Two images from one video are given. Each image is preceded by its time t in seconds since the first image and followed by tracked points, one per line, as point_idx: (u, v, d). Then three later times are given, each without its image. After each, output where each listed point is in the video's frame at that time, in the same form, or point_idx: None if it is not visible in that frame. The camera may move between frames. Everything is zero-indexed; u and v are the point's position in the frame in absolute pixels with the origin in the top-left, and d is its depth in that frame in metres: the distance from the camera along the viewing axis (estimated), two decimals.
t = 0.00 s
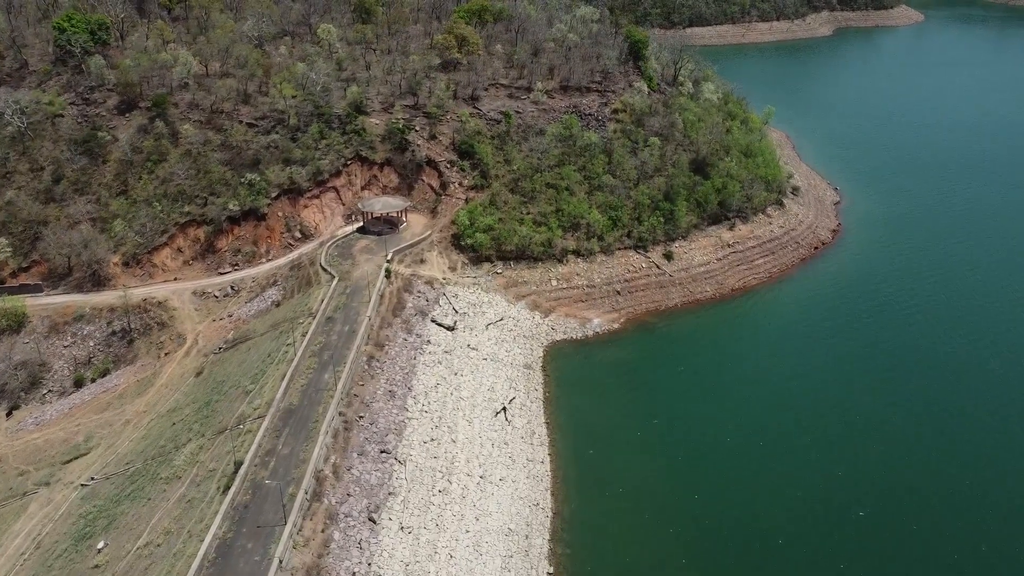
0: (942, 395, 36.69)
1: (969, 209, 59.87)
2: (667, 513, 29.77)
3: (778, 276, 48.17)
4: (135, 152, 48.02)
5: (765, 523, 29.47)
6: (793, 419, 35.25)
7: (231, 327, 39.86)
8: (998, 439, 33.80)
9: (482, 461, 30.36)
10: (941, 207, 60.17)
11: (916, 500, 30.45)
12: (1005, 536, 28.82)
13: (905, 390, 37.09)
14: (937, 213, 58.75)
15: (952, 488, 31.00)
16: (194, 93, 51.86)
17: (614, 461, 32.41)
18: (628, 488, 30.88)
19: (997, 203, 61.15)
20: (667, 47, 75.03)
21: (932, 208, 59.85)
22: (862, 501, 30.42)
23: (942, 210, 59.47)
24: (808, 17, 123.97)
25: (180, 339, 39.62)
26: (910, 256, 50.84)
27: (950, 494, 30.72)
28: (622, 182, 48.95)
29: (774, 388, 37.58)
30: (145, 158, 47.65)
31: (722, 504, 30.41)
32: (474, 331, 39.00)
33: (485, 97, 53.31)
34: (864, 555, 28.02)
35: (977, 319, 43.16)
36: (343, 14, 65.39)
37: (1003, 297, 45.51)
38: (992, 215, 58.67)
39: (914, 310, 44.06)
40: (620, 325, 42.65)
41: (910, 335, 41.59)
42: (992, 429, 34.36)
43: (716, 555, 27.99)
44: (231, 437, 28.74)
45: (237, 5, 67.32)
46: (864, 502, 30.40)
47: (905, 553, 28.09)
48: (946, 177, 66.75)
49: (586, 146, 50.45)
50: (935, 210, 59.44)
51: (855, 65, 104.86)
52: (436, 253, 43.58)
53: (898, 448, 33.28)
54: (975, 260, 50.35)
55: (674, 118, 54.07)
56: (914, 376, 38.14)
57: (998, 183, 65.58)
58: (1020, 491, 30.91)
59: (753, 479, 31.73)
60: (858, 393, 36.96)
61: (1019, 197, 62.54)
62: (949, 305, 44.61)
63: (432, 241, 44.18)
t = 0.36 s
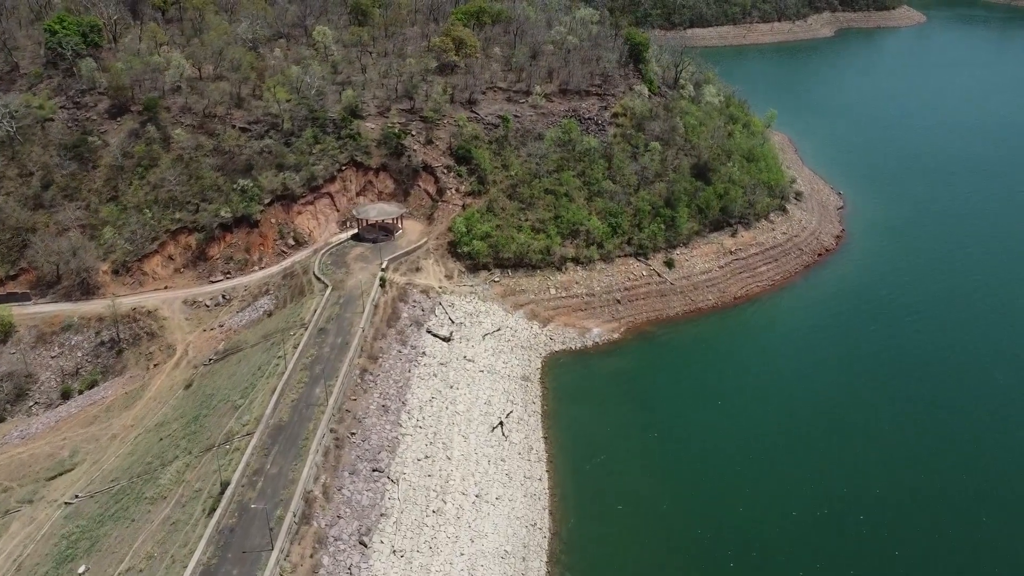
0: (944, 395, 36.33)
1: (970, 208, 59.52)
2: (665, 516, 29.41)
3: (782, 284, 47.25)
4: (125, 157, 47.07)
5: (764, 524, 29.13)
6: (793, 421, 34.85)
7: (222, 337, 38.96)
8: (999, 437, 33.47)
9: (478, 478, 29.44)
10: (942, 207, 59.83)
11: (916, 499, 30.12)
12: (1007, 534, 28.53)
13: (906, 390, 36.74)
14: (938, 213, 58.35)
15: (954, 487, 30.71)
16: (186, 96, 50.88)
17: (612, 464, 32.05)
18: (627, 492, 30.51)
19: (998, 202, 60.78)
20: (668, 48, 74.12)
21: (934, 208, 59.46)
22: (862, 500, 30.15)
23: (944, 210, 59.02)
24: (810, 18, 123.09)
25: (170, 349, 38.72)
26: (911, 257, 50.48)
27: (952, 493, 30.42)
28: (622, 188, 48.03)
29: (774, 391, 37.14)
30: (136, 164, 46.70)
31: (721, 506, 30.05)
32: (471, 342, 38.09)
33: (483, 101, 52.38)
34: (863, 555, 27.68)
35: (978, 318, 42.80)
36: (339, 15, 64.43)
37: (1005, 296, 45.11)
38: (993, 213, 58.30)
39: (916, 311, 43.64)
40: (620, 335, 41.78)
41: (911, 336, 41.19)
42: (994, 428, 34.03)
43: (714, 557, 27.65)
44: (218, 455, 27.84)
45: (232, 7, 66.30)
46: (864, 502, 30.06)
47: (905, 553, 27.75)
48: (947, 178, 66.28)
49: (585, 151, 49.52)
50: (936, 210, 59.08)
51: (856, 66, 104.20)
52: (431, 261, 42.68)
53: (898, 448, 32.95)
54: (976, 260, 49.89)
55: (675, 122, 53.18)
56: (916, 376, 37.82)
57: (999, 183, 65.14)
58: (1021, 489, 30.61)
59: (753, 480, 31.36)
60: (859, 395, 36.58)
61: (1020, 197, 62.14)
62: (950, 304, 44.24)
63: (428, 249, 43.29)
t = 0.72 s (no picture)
0: (944, 396, 36.75)
1: (971, 209, 59.34)
2: (669, 516, 29.85)
3: (784, 292, 46.40)
4: (115, 162, 46.13)
5: (766, 524, 29.64)
6: (795, 423, 35.25)
7: (212, 348, 38.05)
8: (999, 437, 33.99)
9: (473, 497, 28.54)
10: (943, 208, 59.58)
11: (916, 500, 30.65)
12: (1008, 535, 29.06)
13: (906, 393, 37.07)
14: (938, 213, 58.46)
15: (954, 488, 31.21)
16: (178, 100, 49.94)
17: (616, 464, 32.38)
18: (631, 493, 30.91)
19: (998, 202, 60.97)
20: (669, 50, 73.25)
21: (935, 209, 59.25)
22: (862, 501, 30.64)
23: (944, 210, 59.08)
24: (812, 19, 122.16)
25: (158, 361, 37.80)
26: (911, 258, 50.64)
27: (952, 493, 30.94)
28: (622, 193, 47.14)
29: (776, 394, 37.39)
30: (126, 169, 45.73)
31: (724, 507, 30.51)
32: (467, 354, 37.18)
33: (480, 105, 51.49)
34: (864, 555, 28.24)
35: (978, 319, 43.19)
36: (335, 17, 63.54)
37: (1005, 296, 45.43)
38: (994, 214, 58.25)
39: (916, 312, 43.95)
40: (620, 344, 40.96)
41: (912, 338, 41.48)
42: (993, 428, 34.54)
43: (717, 556, 28.14)
44: (204, 475, 26.94)
45: (226, 8, 65.28)
46: (865, 503, 30.57)
47: (905, 552, 28.30)
48: (949, 178, 65.95)
49: (584, 156, 48.64)
50: (937, 211, 58.89)
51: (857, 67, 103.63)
52: (428, 269, 41.79)
53: (899, 451, 33.34)
54: (977, 261, 50.12)
55: (676, 126, 52.29)
56: (915, 378, 38.14)
57: (1000, 182, 65.11)
58: (1020, 490, 31.13)
59: (755, 481, 31.81)
60: (860, 397, 36.93)
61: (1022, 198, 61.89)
62: (950, 305, 44.56)
63: (424, 257, 42.38)
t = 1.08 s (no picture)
0: (946, 397, 36.52)
1: (973, 211, 58.85)
2: (668, 518, 29.58)
3: (788, 301, 45.46)
4: (105, 167, 45.20)
5: (767, 525, 29.43)
6: (795, 424, 34.97)
7: (202, 360, 37.16)
8: (1000, 437, 33.85)
9: (469, 517, 27.65)
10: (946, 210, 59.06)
11: (917, 500, 30.50)
12: (1009, 535, 28.98)
13: (909, 393, 36.80)
14: (940, 215, 57.99)
15: (956, 488, 31.07)
16: (170, 104, 49.03)
17: (616, 465, 32.18)
18: (631, 495, 30.62)
19: (999, 203, 60.71)
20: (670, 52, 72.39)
21: (936, 211, 58.76)
22: (864, 501, 30.50)
23: (945, 212, 58.64)
24: (814, 20, 121.18)
25: (147, 373, 36.91)
26: (912, 259, 50.31)
27: (954, 493, 30.81)
28: (623, 200, 46.25)
29: (778, 397, 36.97)
30: (117, 175, 44.79)
31: (724, 506, 30.36)
32: (463, 366, 36.28)
33: (477, 109, 50.58)
34: (865, 555, 28.10)
35: (980, 318, 42.96)
36: (331, 20, 62.63)
37: (1005, 296, 45.24)
38: (996, 216, 57.83)
39: (916, 312, 43.69)
40: (619, 353, 40.12)
41: (913, 338, 41.21)
42: (994, 428, 34.41)
43: (717, 557, 27.93)
44: (190, 496, 26.09)
45: (221, 9, 64.31)
46: (866, 504, 30.36)
47: (907, 553, 28.19)
48: (951, 180, 65.42)
49: (584, 161, 47.71)
50: (938, 213, 58.44)
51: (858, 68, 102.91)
52: (423, 278, 40.91)
53: (901, 451, 33.10)
54: (977, 260, 49.84)
55: (677, 130, 51.38)
56: (917, 379, 37.83)
57: (1001, 184, 64.74)
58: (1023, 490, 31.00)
59: (756, 481, 31.64)
60: (861, 397, 36.68)
61: None
62: (951, 305, 44.32)
63: (420, 265, 41.48)
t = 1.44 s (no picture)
0: (948, 399, 36.22)
1: (975, 212, 58.27)
2: (668, 519, 29.50)
3: (791, 310, 44.43)
4: (95, 173, 44.26)
5: (767, 527, 29.33)
6: (796, 426, 34.74)
7: (192, 372, 36.30)
8: (999, 437, 33.78)
9: (464, 539, 26.77)
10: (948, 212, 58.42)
11: (917, 501, 30.40)
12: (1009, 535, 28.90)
13: (909, 396, 36.54)
14: (942, 216, 57.38)
15: (956, 490, 30.92)
16: (162, 108, 48.10)
17: (615, 468, 31.98)
18: (630, 497, 30.50)
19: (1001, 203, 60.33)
20: (670, 54, 71.49)
21: (938, 212, 58.15)
22: (864, 503, 30.33)
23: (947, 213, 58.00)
24: (815, 21, 120.15)
25: (135, 386, 36.03)
26: (912, 260, 49.91)
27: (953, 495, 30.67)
28: (623, 206, 45.36)
29: (778, 400, 36.70)
30: (106, 181, 43.84)
31: (724, 508, 30.19)
32: (460, 379, 35.36)
33: (475, 113, 49.66)
34: (865, 556, 28.05)
35: (981, 319, 42.65)
36: (327, 22, 61.66)
37: (1005, 295, 45.04)
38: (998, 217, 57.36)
39: (917, 313, 43.42)
40: (619, 364, 39.21)
41: (913, 339, 41.01)
42: (994, 428, 34.34)
43: (718, 559, 27.84)
44: (174, 519, 25.25)
45: (216, 11, 63.31)
46: (866, 505, 30.30)
47: (907, 554, 28.11)
48: (953, 181, 64.78)
49: (583, 167, 46.80)
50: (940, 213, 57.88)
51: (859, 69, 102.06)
52: (419, 287, 40.03)
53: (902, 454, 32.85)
54: (977, 260, 49.61)
55: (679, 135, 50.45)
56: (918, 381, 37.50)
57: (1003, 184, 64.13)
58: None
59: (756, 484, 31.43)
60: (862, 400, 36.38)
61: None
62: (951, 305, 44.00)
63: (416, 273, 40.63)
